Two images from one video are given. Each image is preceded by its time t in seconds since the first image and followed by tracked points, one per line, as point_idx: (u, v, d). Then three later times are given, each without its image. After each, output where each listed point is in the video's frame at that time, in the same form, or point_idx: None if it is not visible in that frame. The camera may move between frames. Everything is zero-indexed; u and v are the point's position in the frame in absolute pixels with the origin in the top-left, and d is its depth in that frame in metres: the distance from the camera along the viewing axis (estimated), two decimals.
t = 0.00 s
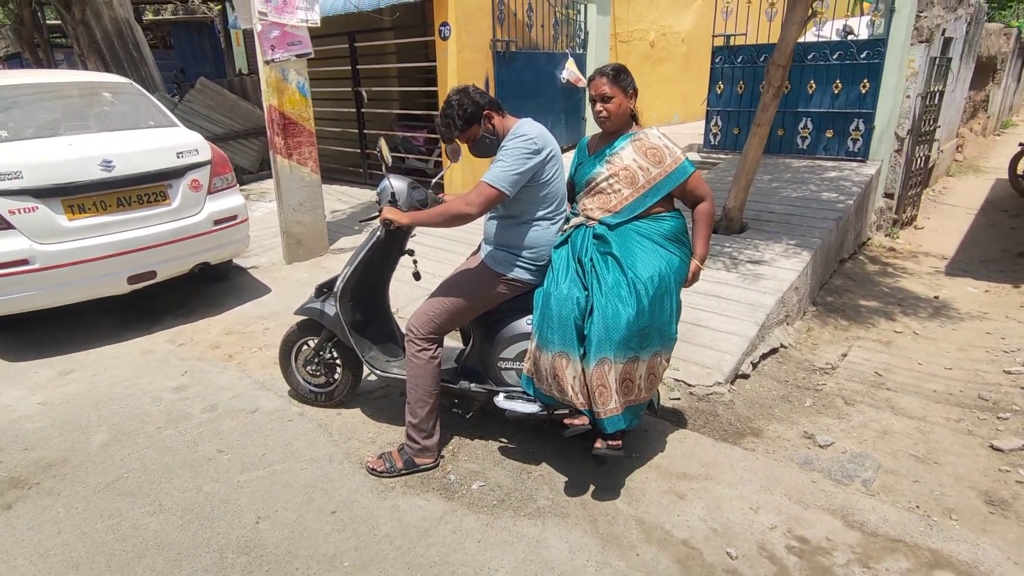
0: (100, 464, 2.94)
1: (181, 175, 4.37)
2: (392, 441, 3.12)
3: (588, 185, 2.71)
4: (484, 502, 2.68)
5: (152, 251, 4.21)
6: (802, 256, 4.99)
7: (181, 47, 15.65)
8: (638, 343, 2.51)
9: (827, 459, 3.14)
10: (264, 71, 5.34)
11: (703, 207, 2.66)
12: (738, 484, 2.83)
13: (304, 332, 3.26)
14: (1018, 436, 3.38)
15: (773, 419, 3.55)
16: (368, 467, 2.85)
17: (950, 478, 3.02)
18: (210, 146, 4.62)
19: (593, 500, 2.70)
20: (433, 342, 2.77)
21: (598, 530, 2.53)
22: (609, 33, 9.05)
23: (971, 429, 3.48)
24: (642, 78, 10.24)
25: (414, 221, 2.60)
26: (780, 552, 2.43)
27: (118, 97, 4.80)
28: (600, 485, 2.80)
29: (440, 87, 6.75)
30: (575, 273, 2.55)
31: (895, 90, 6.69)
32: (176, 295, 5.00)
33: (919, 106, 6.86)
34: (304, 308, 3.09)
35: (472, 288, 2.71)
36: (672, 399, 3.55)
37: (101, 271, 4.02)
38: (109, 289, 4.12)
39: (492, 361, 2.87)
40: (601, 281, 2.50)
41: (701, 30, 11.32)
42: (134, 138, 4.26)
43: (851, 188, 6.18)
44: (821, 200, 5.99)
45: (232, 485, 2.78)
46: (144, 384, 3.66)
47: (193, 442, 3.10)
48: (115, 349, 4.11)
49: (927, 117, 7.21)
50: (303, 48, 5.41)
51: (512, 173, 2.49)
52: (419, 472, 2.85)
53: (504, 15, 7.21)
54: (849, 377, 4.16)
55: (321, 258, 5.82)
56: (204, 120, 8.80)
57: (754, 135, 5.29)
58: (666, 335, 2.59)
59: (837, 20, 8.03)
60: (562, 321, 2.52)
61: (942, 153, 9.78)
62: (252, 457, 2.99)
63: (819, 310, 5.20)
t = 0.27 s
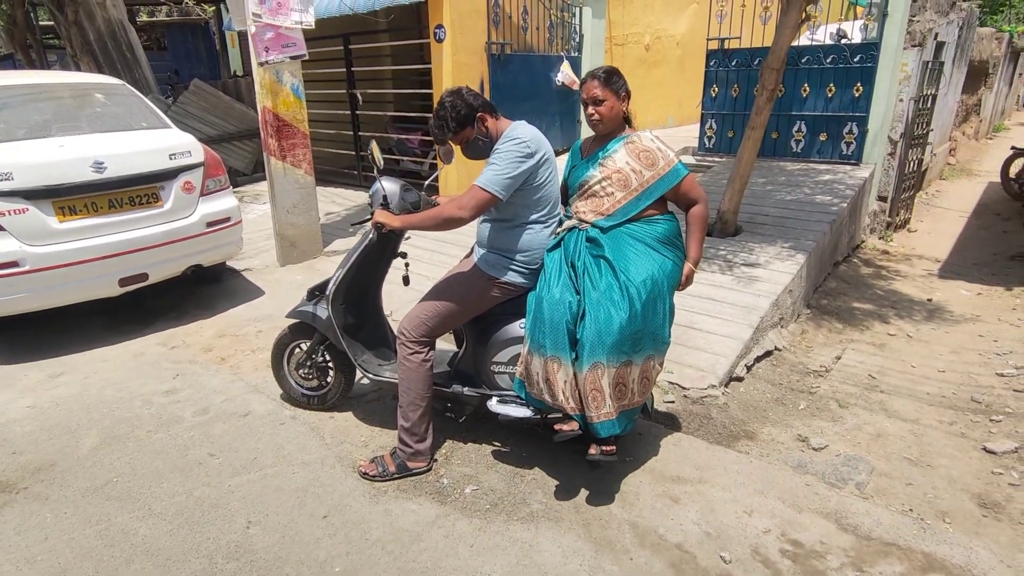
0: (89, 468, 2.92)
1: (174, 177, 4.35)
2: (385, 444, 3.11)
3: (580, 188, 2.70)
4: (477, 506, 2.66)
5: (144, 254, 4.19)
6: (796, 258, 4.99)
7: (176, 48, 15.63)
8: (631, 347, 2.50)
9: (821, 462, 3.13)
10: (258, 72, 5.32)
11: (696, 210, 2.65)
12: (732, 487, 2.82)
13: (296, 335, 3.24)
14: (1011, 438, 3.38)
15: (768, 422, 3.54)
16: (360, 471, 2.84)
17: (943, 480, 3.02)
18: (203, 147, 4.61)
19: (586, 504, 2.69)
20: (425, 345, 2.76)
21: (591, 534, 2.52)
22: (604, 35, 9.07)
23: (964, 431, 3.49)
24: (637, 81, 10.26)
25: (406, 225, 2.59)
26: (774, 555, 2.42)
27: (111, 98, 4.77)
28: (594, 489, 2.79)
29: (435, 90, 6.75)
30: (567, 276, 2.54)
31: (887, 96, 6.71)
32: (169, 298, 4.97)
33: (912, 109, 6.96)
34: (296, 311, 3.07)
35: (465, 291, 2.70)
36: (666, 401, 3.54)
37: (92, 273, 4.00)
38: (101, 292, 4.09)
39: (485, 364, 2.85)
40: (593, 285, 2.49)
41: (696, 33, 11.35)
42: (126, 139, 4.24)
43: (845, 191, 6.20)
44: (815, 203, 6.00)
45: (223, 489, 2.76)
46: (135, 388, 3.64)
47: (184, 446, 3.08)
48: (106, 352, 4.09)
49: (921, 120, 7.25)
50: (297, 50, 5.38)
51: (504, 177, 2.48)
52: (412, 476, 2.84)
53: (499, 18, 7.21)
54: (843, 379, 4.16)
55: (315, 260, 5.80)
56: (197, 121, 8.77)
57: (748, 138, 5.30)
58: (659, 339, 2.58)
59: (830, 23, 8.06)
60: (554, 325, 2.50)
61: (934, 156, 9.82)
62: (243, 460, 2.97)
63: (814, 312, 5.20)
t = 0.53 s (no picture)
0: (75, 475, 2.88)
1: (165, 178, 4.30)
2: (376, 450, 3.07)
3: (574, 192, 2.66)
4: (469, 514, 2.62)
5: (134, 256, 4.14)
6: (793, 261, 4.96)
7: (172, 48, 15.65)
8: (626, 354, 2.46)
9: (818, 468, 3.09)
10: (251, 73, 5.27)
11: (692, 212, 2.61)
12: (728, 494, 2.78)
13: (287, 339, 3.19)
14: (1010, 444, 3.35)
15: (764, 427, 3.50)
16: (351, 478, 2.79)
17: (942, 486, 2.98)
18: (195, 148, 4.56)
19: (580, 512, 2.65)
20: (416, 350, 2.72)
21: (586, 542, 2.48)
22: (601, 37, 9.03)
23: (962, 436, 3.46)
24: (633, 83, 10.24)
25: (398, 230, 2.56)
26: (771, 565, 2.39)
27: (102, 98, 4.72)
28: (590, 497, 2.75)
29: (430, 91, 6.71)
30: (562, 281, 2.51)
31: (884, 98, 6.70)
32: (160, 300, 4.93)
33: (908, 112, 6.93)
34: (286, 315, 3.03)
35: (457, 296, 2.66)
36: (662, 406, 3.50)
37: (81, 275, 3.95)
38: (90, 294, 4.05)
39: (477, 370, 2.82)
40: (588, 290, 2.45)
41: (693, 35, 11.33)
42: (117, 139, 4.19)
43: (841, 194, 6.17)
44: (812, 205, 5.97)
45: (211, 497, 2.72)
46: (124, 392, 3.59)
47: (172, 452, 3.04)
48: (95, 356, 4.04)
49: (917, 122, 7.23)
50: (291, 50, 5.36)
51: (499, 184, 2.44)
52: (403, 483, 2.80)
53: (495, 19, 7.17)
54: (840, 384, 4.12)
55: (308, 262, 5.76)
56: (191, 122, 8.70)
57: (745, 140, 5.27)
58: (654, 345, 2.54)
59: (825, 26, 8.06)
60: (549, 331, 2.46)
61: (931, 159, 9.82)
62: (232, 467, 2.93)
63: (811, 315, 5.17)
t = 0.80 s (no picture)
0: (53, 486, 2.78)
1: (153, 178, 4.20)
2: (365, 460, 2.97)
3: (568, 196, 2.57)
4: (459, 528, 2.53)
5: (120, 258, 4.04)
6: (794, 264, 4.87)
7: (167, 46, 15.57)
8: (621, 364, 2.37)
9: (820, 479, 3.00)
10: (243, 71, 5.16)
11: (690, 215, 2.52)
12: (728, 507, 2.69)
13: (273, 346, 3.11)
14: (1018, 454, 3.26)
15: (765, 436, 3.41)
16: (338, 489, 2.70)
17: (948, 499, 2.89)
18: (185, 148, 4.46)
19: (575, 526, 2.56)
20: (404, 357, 2.63)
21: (580, 559, 2.38)
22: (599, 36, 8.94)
23: (969, 446, 3.37)
24: (632, 83, 10.15)
25: (386, 235, 2.47)
26: None
27: (90, 97, 4.62)
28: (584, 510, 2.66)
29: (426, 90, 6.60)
30: (555, 289, 2.42)
31: (886, 97, 6.63)
32: (148, 303, 4.83)
33: (910, 112, 6.90)
34: (272, 322, 2.95)
35: (447, 302, 2.57)
36: (660, 414, 3.41)
37: (65, 278, 3.85)
38: (75, 298, 3.95)
39: (468, 378, 2.73)
40: (581, 298, 2.36)
41: (692, 34, 11.25)
42: (103, 139, 4.09)
43: (842, 195, 6.08)
44: (813, 207, 5.88)
45: (192, 510, 2.63)
46: (107, 399, 3.50)
47: (154, 462, 2.94)
48: (79, 360, 3.94)
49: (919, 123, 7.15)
50: (284, 48, 5.25)
51: (491, 190, 2.34)
52: (392, 495, 2.71)
53: (493, 17, 7.08)
54: (842, 390, 4.03)
55: (301, 264, 5.66)
56: (184, 122, 8.58)
57: (745, 141, 5.18)
58: (650, 355, 2.45)
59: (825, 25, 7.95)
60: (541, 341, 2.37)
61: (932, 160, 9.72)
62: (215, 478, 2.84)
63: (812, 320, 5.08)
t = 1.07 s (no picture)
0: (21, 501, 2.66)
1: (137, 178, 4.06)
2: (349, 473, 2.85)
3: (560, 199, 2.44)
4: (446, 549, 2.40)
5: (102, 261, 3.90)
6: (797, 267, 4.73)
7: (164, 43, 15.46)
8: (616, 377, 2.24)
9: (826, 495, 2.87)
10: (232, 68, 5.03)
11: (689, 219, 2.39)
12: (729, 526, 2.56)
13: (255, 353, 2.98)
14: None
15: (768, 448, 3.27)
16: (320, 505, 2.57)
17: (961, 517, 2.76)
18: (170, 147, 4.33)
19: (568, 547, 2.43)
20: (388, 367, 2.50)
21: None
22: (599, 33, 8.80)
23: (980, 459, 3.23)
24: (633, 81, 10.01)
25: (368, 239, 2.33)
26: None
27: (73, 94, 4.49)
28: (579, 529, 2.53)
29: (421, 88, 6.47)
30: (546, 297, 2.29)
31: (892, 96, 6.47)
32: (134, 306, 4.70)
33: (916, 111, 6.75)
34: (253, 328, 2.82)
35: (433, 310, 2.44)
36: (659, 425, 3.27)
37: (44, 281, 3.72)
38: (54, 301, 3.82)
39: (457, 389, 2.60)
40: (573, 307, 2.23)
41: (694, 32, 11.10)
42: (85, 137, 3.97)
43: (847, 196, 5.94)
44: (816, 208, 5.74)
45: (165, 528, 2.50)
46: (84, 407, 3.37)
47: (129, 476, 2.82)
48: (59, 366, 3.81)
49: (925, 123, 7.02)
50: (275, 45, 5.11)
51: (479, 192, 2.21)
52: (376, 512, 2.58)
53: (489, 13, 6.94)
54: (848, 399, 3.89)
55: (293, 265, 5.54)
56: (177, 120, 8.50)
57: (747, 140, 5.04)
58: (647, 366, 2.32)
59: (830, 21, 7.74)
60: (531, 353, 2.24)
61: (937, 159, 9.57)
62: (192, 493, 2.71)
63: (816, 324, 4.94)
